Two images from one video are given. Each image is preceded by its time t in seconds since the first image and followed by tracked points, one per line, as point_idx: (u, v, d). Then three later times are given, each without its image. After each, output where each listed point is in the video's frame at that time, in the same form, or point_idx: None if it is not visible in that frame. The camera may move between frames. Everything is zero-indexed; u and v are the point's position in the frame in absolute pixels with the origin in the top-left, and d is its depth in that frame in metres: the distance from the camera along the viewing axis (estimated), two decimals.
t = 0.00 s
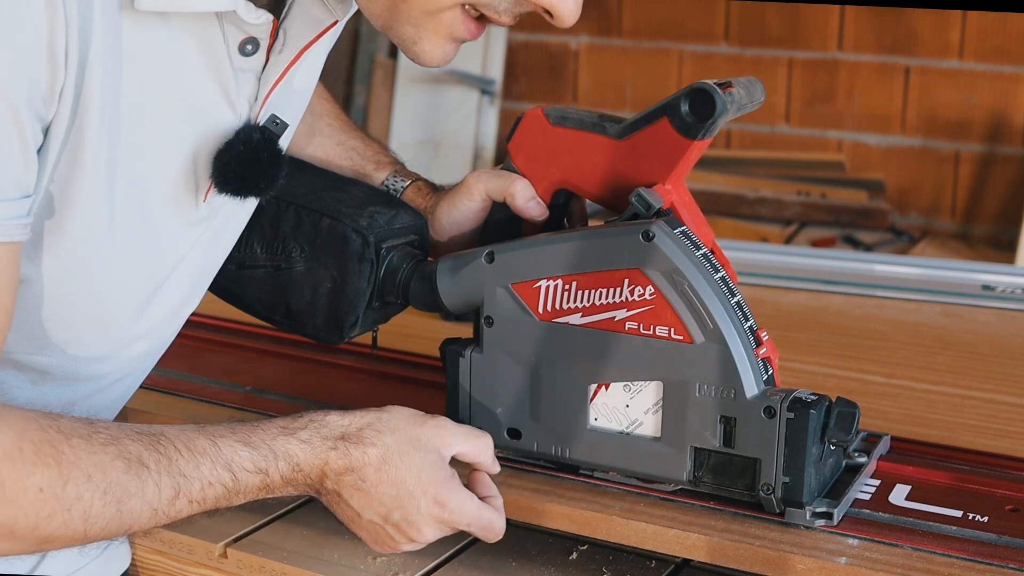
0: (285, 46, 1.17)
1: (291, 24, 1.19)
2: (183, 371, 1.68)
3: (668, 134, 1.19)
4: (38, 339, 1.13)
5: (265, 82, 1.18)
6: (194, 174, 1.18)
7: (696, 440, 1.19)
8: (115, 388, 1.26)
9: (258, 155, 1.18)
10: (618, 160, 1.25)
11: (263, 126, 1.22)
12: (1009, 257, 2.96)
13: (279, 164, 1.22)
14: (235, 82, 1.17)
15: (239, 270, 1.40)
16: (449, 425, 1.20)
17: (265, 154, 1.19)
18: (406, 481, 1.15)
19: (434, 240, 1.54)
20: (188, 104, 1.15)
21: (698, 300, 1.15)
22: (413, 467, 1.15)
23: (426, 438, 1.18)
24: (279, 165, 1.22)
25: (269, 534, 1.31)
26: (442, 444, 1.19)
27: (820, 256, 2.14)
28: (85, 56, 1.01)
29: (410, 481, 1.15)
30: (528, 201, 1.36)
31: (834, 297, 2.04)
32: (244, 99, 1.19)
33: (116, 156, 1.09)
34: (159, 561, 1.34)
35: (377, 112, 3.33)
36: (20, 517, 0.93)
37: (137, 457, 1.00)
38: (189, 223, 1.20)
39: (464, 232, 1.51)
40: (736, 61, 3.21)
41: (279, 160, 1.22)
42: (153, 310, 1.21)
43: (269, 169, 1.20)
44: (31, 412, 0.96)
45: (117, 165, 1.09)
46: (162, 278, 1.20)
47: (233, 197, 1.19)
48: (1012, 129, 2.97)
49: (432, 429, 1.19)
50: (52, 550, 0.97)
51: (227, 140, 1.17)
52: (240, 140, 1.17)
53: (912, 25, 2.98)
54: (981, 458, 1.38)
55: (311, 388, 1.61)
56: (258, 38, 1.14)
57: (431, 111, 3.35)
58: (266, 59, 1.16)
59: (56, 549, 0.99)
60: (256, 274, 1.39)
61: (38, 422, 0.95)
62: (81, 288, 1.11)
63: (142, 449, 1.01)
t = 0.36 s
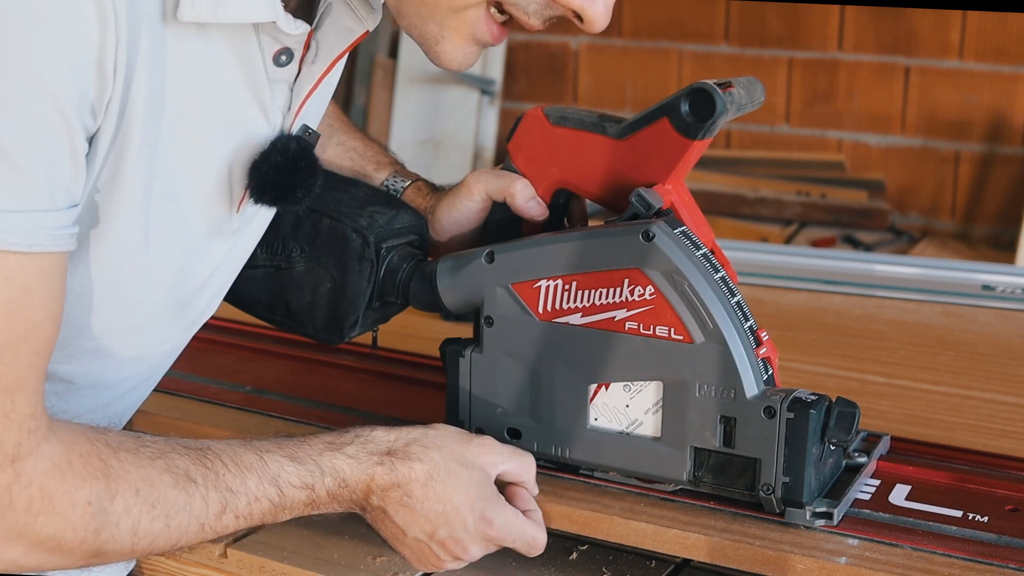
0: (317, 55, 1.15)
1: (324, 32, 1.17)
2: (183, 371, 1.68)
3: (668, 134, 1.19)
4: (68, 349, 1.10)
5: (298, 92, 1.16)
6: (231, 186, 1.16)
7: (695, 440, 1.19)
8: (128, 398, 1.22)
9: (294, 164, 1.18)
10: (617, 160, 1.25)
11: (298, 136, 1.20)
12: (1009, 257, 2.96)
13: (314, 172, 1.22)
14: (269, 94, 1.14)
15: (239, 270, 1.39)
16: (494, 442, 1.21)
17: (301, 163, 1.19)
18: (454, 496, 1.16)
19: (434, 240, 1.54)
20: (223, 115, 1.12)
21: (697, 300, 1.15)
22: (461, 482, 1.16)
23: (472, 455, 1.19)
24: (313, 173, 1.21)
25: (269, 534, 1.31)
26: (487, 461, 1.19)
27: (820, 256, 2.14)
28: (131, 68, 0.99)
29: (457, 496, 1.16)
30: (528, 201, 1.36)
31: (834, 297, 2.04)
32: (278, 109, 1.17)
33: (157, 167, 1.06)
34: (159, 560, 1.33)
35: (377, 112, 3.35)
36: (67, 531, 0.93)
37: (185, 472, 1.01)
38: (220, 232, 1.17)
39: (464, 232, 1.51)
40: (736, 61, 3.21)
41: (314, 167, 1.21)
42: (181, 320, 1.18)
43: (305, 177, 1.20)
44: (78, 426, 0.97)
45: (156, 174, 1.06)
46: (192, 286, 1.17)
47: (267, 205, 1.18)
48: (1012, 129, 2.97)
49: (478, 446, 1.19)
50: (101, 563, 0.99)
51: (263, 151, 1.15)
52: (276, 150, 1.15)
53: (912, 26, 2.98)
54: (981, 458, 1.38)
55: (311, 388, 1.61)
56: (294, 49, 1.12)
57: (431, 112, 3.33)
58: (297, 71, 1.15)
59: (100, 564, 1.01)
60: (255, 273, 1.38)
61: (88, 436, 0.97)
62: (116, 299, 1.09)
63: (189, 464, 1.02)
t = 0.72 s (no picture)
0: (334, 57, 1.13)
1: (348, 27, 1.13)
2: (183, 371, 1.68)
3: (668, 134, 1.19)
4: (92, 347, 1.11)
5: (315, 92, 1.15)
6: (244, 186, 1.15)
7: (695, 440, 1.19)
8: (141, 397, 1.23)
9: (307, 165, 1.16)
10: (617, 160, 1.25)
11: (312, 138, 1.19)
12: (1009, 257, 2.96)
13: (327, 172, 1.20)
14: (282, 92, 1.13)
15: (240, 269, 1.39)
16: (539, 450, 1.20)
17: (313, 164, 1.17)
18: (498, 505, 1.15)
19: (434, 240, 1.54)
20: (237, 115, 1.12)
21: (697, 300, 1.15)
22: (506, 490, 1.15)
23: (517, 464, 1.18)
24: (327, 172, 1.19)
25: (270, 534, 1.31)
26: (533, 469, 1.18)
27: (821, 256, 2.14)
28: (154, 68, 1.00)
29: (500, 505, 1.15)
30: (528, 201, 1.36)
31: (834, 297, 2.04)
32: (293, 111, 1.16)
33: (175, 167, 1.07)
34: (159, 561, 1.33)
35: (376, 111, 3.38)
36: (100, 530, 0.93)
37: (223, 475, 1.02)
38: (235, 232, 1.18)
39: (464, 232, 1.51)
40: (736, 61, 3.21)
41: (328, 169, 1.19)
42: (193, 319, 1.18)
43: (318, 178, 1.18)
44: (111, 428, 0.97)
45: (172, 173, 1.07)
46: (205, 285, 1.17)
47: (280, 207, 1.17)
48: (1012, 129, 2.97)
49: (523, 454, 1.19)
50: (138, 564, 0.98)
51: (276, 153, 1.14)
52: (290, 150, 1.14)
53: (912, 26, 2.98)
54: (981, 458, 1.38)
55: (311, 388, 1.61)
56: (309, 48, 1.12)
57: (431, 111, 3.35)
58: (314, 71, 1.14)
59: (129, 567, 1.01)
60: (255, 273, 1.38)
61: (123, 437, 0.97)
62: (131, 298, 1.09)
63: (227, 466, 1.03)
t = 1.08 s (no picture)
0: (327, 54, 1.13)
1: (340, 24, 1.14)
2: (184, 371, 1.68)
3: (668, 134, 1.19)
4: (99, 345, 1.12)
5: (306, 92, 1.14)
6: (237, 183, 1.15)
7: (695, 440, 1.19)
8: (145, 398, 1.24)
9: (298, 163, 1.15)
10: (617, 160, 1.25)
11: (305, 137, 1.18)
12: (1009, 257, 2.96)
13: (319, 171, 1.18)
14: (275, 91, 1.13)
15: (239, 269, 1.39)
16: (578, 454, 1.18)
17: (306, 162, 1.16)
18: (537, 509, 1.12)
19: (434, 240, 1.54)
20: (232, 115, 1.12)
21: (698, 300, 1.15)
22: (544, 494, 1.13)
23: (555, 468, 1.16)
24: (319, 171, 1.18)
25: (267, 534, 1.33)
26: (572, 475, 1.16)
27: (820, 256, 2.14)
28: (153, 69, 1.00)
29: (539, 508, 1.12)
30: (528, 201, 1.36)
31: (834, 297, 2.04)
32: (284, 109, 1.15)
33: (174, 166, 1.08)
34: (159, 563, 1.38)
35: (376, 112, 3.39)
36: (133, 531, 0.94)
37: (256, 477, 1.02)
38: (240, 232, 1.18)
39: (464, 232, 1.51)
40: (736, 61, 3.21)
41: (320, 167, 1.18)
42: (193, 317, 1.19)
43: (310, 177, 1.17)
44: (141, 430, 0.98)
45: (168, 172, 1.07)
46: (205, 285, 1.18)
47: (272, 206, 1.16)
48: (1012, 129, 2.97)
49: (562, 459, 1.17)
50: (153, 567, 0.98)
51: (268, 150, 1.14)
52: (281, 148, 1.13)
53: (912, 26, 2.98)
54: (981, 458, 1.38)
55: (311, 388, 1.61)
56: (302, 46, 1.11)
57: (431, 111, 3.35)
58: (306, 69, 1.14)
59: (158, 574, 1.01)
60: (255, 272, 1.38)
61: (153, 439, 0.98)
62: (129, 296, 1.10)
63: (260, 468, 1.03)
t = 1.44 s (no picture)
0: (321, 47, 1.12)
1: (332, 14, 1.12)
2: (184, 371, 1.68)
3: (668, 134, 1.19)
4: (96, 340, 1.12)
5: (302, 84, 1.14)
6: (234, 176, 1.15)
7: (695, 440, 1.19)
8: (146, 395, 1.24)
9: (294, 155, 1.15)
10: (617, 160, 1.25)
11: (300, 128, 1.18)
12: (1009, 257, 2.96)
13: (315, 162, 1.19)
14: (270, 84, 1.13)
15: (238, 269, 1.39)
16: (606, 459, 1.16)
17: (301, 153, 1.16)
18: (566, 516, 1.11)
19: (434, 240, 1.54)
20: (224, 110, 1.12)
21: (697, 300, 1.15)
22: (573, 501, 1.12)
23: (585, 474, 1.14)
24: (315, 162, 1.18)
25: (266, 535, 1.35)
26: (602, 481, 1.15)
27: (820, 256, 2.14)
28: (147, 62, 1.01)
29: (568, 516, 1.11)
30: (528, 201, 1.36)
31: (834, 297, 2.04)
32: (279, 102, 1.16)
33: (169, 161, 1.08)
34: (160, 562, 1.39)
35: (376, 112, 3.39)
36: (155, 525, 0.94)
37: (279, 476, 1.03)
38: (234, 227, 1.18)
39: (464, 232, 1.51)
40: (736, 61, 3.21)
41: (315, 158, 1.18)
42: (191, 311, 1.19)
43: (306, 169, 1.17)
44: (163, 426, 1.00)
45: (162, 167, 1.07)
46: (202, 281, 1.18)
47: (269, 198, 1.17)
48: (1013, 129, 2.97)
49: (591, 465, 1.15)
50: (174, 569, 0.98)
51: (263, 142, 1.14)
52: (276, 140, 1.13)
53: (912, 26, 2.98)
54: (981, 458, 1.38)
55: (311, 388, 1.61)
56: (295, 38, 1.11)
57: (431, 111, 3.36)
58: (301, 63, 1.14)
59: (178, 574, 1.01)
60: (255, 272, 1.38)
61: (173, 435, 0.99)
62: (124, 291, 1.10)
63: (283, 469, 1.04)
